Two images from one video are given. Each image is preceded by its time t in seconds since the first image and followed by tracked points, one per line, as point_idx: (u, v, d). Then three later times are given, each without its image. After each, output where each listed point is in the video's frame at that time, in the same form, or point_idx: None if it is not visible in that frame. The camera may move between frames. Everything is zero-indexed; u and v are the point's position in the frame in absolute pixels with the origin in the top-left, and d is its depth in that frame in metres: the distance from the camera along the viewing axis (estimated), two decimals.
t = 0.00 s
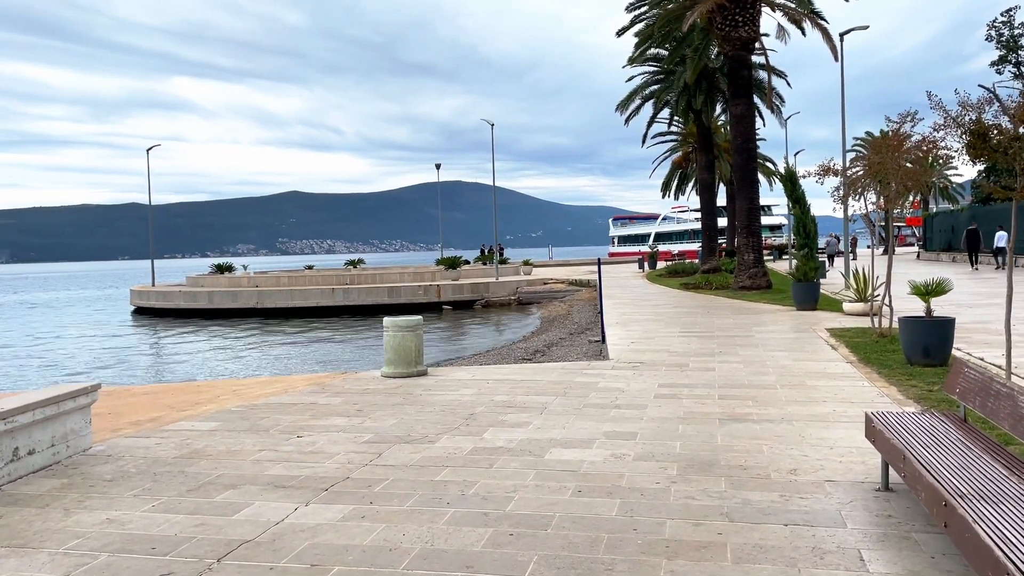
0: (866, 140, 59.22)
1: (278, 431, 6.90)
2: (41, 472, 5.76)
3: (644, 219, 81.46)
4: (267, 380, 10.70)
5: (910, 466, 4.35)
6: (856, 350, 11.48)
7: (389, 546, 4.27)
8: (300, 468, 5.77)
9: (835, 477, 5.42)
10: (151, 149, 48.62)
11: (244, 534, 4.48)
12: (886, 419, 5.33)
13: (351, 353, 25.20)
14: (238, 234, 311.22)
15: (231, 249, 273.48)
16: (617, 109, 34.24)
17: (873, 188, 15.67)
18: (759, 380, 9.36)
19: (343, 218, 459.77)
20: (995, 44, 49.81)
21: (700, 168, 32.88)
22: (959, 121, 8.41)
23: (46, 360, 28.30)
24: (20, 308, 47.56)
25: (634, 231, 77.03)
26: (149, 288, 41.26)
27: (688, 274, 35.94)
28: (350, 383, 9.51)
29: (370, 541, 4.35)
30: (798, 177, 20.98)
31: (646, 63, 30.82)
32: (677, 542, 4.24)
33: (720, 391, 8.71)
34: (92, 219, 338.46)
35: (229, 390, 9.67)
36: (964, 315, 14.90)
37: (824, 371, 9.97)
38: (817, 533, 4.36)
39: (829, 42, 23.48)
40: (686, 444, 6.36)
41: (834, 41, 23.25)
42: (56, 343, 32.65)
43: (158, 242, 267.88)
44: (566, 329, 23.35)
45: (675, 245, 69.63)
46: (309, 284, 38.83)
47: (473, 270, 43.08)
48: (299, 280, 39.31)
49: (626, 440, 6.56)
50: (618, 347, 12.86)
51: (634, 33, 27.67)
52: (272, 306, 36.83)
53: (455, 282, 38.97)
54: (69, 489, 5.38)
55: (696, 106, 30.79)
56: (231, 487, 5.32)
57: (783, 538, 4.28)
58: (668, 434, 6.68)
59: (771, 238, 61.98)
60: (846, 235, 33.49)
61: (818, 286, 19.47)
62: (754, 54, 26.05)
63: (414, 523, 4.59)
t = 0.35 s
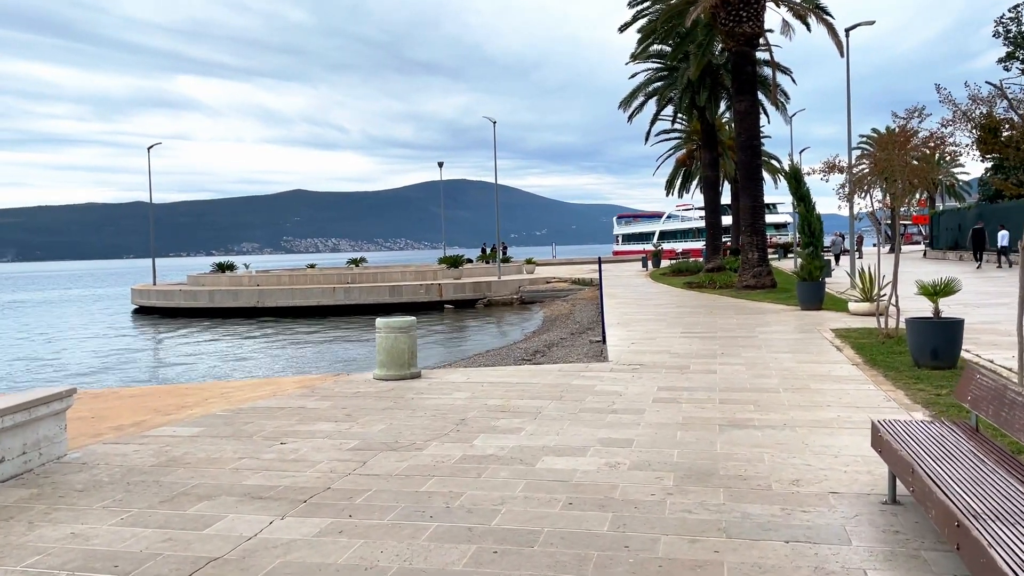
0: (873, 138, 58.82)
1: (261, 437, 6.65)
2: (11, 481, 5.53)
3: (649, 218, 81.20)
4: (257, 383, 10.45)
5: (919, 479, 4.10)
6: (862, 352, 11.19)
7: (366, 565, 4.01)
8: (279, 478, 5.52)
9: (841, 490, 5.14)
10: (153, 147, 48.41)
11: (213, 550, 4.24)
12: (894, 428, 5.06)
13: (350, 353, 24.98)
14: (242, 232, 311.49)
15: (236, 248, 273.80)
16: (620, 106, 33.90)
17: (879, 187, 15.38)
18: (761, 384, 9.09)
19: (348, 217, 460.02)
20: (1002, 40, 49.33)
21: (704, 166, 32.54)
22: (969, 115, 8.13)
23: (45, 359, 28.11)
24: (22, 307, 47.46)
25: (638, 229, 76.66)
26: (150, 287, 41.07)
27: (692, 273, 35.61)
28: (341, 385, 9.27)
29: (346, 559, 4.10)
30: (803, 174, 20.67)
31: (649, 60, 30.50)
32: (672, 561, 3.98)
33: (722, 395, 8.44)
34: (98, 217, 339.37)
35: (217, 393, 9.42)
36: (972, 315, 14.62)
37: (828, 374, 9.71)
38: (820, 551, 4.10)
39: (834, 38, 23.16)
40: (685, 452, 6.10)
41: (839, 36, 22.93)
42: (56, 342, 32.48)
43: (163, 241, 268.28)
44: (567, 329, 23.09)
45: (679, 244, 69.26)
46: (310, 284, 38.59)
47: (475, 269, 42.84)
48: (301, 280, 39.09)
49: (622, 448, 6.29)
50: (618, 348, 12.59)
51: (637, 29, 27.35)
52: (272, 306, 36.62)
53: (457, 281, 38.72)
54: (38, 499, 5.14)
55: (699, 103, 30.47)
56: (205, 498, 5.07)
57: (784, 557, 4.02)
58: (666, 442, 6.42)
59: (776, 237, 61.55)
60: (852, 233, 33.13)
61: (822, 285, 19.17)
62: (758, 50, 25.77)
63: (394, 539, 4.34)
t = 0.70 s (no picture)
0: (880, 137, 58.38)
1: (249, 444, 6.43)
2: None
3: (654, 216, 80.87)
4: (251, 385, 10.24)
5: (936, 495, 3.83)
6: (871, 354, 10.93)
7: None
8: (264, 487, 5.30)
9: (849, 503, 4.91)
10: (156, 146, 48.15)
11: (189, 566, 4.03)
12: (905, 437, 4.80)
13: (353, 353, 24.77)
14: (248, 232, 312.03)
15: (242, 247, 274.20)
16: (624, 104, 33.59)
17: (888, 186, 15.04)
18: (767, 387, 8.83)
19: (354, 215, 460.44)
20: (1012, 38, 48.86)
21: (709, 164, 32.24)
22: (983, 111, 7.88)
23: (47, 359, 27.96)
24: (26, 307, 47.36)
25: (644, 228, 76.34)
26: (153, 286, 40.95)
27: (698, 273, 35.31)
28: (336, 388, 9.06)
29: None
30: (810, 172, 20.35)
31: (654, 57, 30.22)
32: None
33: (726, 399, 8.21)
34: (105, 216, 340.47)
35: (210, 396, 9.23)
36: (983, 315, 14.34)
37: (836, 377, 9.45)
38: (829, 571, 3.86)
39: (842, 34, 22.87)
40: (687, 461, 5.86)
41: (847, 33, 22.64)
42: (58, 342, 32.33)
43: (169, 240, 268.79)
44: (571, 329, 22.82)
45: (684, 243, 68.94)
46: (313, 283, 38.41)
47: (479, 269, 42.62)
48: (304, 279, 38.91)
49: (623, 454, 6.06)
50: (621, 350, 12.37)
51: (642, 25, 27.07)
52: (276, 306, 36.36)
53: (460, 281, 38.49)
54: (13, 509, 4.94)
55: (705, 101, 30.17)
56: (185, 510, 4.85)
57: None
58: (667, 449, 6.18)
59: (783, 236, 61.22)
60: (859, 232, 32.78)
61: (830, 285, 18.88)
62: (764, 47, 25.47)
63: (378, 555, 4.12)
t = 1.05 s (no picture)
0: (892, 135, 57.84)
1: (239, 449, 6.16)
2: None
3: (663, 215, 80.40)
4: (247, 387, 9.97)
5: (971, 513, 3.52)
6: (887, 356, 10.59)
7: None
8: (250, 496, 5.02)
9: (872, 517, 4.59)
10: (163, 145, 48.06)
11: None
12: (933, 447, 4.48)
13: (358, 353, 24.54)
14: (257, 231, 312.88)
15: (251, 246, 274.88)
16: (633, 101, 33.23)
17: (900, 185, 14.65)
18: (780, 390, 8.51)
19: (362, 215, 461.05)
20: None
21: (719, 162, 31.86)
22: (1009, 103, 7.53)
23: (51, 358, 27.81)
24: (32, 306, 47.34)
25: (652, 228, 75.92)
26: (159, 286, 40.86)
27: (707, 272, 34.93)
28: (334, 390, 8.79)
29: None
30: (822, 170, 19.97)
31: (663, 54, 29.87)
32: None
33: (737, 402, 7.90)
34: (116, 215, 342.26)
35: (205, 398, 8.97)
36: (1001, 316, 13.95)
37: (851, 379, 9.12)
38: None
39: (854, 30, 22.49)
40: (697, 470, 5.55)
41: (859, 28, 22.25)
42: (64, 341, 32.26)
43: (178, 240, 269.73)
44: (578, 329, 22.52)
45: (693, 243, 68.52)
46: (319, 283, 38.24)
47: (486, 268, 42.37)
48: (310, 279, 38.75)
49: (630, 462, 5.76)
50: (628, 351, 12.06)
51: (651, 21, 26.73)
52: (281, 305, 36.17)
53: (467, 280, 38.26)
54: None
55: (714, 98, 29.80)
56: (166, 521, 4.58)
57: None
58: (677, 457, 5.87)
59: (793, 236, 60.70)
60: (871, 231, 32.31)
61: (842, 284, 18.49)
62: (775, 43, 25.08)
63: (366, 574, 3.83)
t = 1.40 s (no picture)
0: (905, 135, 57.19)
1: (232, 460, 5.95)
2: None
3: (674, 215, 79.90)
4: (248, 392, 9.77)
5: (1004, 542, 3.26)
6: (904, 362, 10.28)
7: None
8: (239, 512, 4.81)
9: (893, 540, 4.31)
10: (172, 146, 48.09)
11: None
12: (959, 466, 4.20)
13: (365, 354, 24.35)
14: (267, 231, 313.92)
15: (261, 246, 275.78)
16: (643, 101, 32.89)
17: (916, 187, 14.26)
18: (794, 399, 8.23)
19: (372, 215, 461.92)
20: None
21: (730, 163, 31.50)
22: None
23: (59, 358, 27.80)
24: (43, 305, 47.47)
25: (662, 228, 75.54)
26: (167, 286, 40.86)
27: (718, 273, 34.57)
28: (335, 396, 8.58)
29: None
30: (836, 170, 19.60)
31: (673, 53, 29.55)
32: None
33: (749, 411, 7.64)
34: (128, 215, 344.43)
35: (204, 403, 8.79)
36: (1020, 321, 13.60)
37: (868, 387, 8.82)
38: None
39: (868, 28, 22.13)
40: (709, 487, 5.28)
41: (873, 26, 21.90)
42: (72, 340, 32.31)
43: (189, 239, 270.96)
44: (587, 331, 22.26)
45: (703, 244, 68.13)
46: (327, 283, 38.12)
47: (495, 269, 42.15)
48: (318, 279, 38.65)
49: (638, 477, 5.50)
50: (638, 356, 11.80)
51: (661, 20, 26.43)
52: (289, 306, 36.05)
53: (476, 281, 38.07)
54: None
55: (725, 98, 29.45)
56: (149, 540, 4.37)
57: None
58: (687, 471, 5.61)
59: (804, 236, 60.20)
60: (885, 232, 31.87)
61: (856, 287, 18.13)
62: (787, 42, 24.73)
63: None
